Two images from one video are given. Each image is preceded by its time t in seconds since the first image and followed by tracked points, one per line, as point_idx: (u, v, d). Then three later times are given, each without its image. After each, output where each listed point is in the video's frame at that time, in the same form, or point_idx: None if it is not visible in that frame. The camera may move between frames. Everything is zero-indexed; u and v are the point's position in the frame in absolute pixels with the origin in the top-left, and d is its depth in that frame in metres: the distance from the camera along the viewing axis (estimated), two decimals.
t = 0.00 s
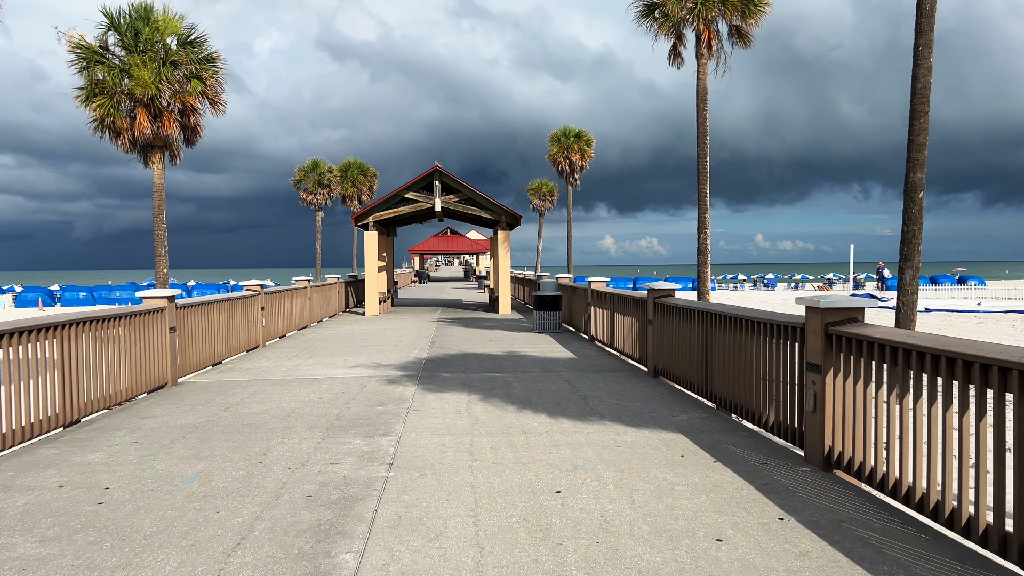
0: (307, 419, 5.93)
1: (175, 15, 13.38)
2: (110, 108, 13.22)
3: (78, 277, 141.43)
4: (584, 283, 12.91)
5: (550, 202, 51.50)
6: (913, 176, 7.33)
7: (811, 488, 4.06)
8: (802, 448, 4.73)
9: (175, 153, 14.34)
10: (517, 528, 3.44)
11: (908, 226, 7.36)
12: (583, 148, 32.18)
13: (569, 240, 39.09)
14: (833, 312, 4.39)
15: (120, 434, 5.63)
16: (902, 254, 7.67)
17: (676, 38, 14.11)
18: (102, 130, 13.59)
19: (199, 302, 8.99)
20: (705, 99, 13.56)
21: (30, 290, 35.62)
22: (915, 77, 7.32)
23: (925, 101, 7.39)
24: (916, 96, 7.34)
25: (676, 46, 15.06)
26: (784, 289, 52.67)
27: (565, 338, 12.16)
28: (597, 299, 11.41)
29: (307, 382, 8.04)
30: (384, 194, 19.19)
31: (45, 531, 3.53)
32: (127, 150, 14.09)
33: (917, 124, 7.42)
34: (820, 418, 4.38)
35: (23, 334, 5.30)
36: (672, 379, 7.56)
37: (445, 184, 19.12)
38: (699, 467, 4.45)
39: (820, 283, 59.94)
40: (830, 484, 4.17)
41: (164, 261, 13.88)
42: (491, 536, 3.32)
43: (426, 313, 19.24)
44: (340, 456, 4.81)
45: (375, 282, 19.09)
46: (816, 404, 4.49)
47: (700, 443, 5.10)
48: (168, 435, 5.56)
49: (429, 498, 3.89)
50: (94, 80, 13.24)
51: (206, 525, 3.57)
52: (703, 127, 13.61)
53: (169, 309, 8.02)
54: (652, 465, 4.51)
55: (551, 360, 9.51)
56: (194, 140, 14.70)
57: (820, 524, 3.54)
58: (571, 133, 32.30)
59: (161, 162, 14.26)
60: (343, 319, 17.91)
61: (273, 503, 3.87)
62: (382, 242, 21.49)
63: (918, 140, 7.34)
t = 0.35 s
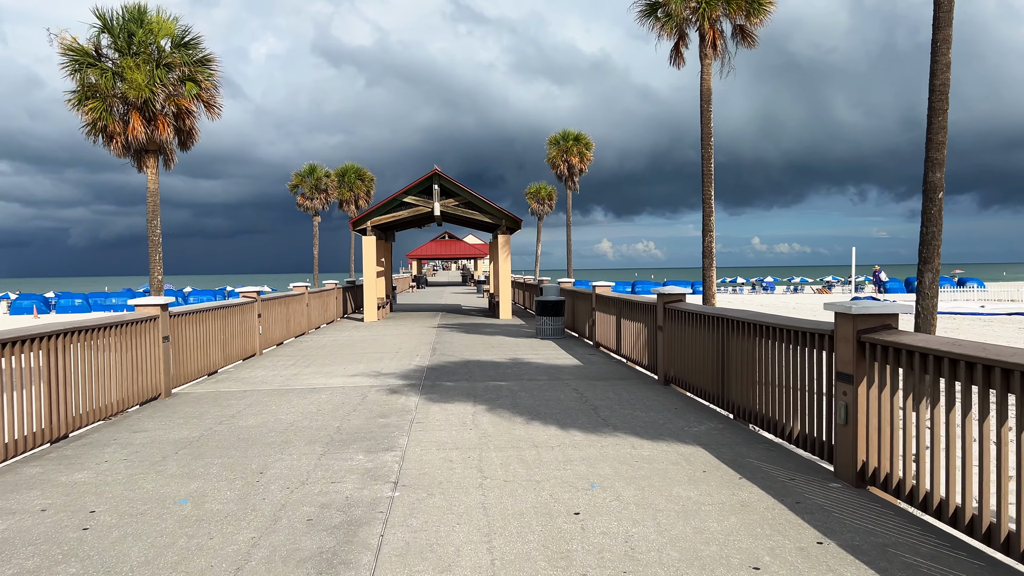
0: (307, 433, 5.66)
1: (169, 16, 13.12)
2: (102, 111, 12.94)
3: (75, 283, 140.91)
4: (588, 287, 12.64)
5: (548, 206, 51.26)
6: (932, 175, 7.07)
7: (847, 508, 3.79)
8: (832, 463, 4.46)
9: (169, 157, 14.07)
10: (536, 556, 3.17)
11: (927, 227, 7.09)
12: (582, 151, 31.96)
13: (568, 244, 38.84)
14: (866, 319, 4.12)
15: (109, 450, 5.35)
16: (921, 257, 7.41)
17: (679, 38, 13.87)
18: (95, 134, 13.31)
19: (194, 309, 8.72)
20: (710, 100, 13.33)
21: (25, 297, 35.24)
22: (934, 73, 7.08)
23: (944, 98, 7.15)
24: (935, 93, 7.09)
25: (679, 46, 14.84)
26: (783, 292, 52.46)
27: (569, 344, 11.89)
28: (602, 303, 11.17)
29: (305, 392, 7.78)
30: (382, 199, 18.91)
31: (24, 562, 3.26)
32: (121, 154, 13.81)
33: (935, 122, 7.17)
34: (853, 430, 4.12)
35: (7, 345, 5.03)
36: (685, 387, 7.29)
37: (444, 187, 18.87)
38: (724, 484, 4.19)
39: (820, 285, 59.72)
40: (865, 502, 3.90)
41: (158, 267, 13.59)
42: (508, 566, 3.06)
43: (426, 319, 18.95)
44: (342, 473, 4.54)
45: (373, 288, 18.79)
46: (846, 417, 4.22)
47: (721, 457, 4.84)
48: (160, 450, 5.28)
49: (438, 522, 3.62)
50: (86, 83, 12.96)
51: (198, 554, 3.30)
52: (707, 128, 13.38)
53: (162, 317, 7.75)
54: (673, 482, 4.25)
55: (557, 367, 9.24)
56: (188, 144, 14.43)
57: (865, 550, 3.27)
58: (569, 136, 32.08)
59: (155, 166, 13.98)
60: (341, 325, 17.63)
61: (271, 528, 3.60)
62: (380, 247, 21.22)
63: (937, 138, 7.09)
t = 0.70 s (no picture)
0: (304, 443, 5.38)
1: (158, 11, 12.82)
2: (89, 109, 12.64)
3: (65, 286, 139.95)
4: (589, 288, 12.40)
5: (543, 207, 51.03)
6: (950, 171, 6.85)
7: (884, 524, 3.54)
8: (862, 475, 4.20)
9: (159, 157, 13.76)
10: None
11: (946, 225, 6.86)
12: (578, 151, 31.72)
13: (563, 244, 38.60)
14: (901, 323, 3.88)
15: (94, 464, 5.06)
16: (937, 257, 7.17)
17: (679, 35, 13.65)
18: (82, 133, 13.00)
19: (185, 313, 8.44)
20: (711, 97, 13.11)
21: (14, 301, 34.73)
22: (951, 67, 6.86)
23: (963, 92, 6.92)
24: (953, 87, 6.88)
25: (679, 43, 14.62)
26: (778, 292, 52.39)
27: (570, 347, 11.64)
28: (605, 305, 10.91)
29: (301, 398, 7.50)
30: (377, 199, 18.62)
31: None
32: (109, 153, 13.49)
33: (952, 116, 6.95)
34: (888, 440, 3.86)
35: None
36: (696, 392, 7.04)
37: (439, 187, 18.60)
38: (749, 499, 3.95)
39: (814, 286, 59.69)
40: (904, 518, 3.63)
41: (148, 270, 13.28)
42: None
43: (421, 321, 18.66)
44: (343, 488, 4.27)
45: (368, 290, 18.49)
46: (877, 426, 3.98)
47: (742, 468, 4.60)
48: (148, 463, 5.00)
49: (449, 543, 3.35)
50: (73, 80, 12.65)
51: None
52: (709, 126, 13.16)
53: (152, 321, 7.46)
54: (696, 496, 4.00)
55: (560, 371, 8.99)
56: (178, 143, 14.12)
57: (911, 571, 3.03)
58: (565, 136, 31.85)
59: (144, 166, 13.67)
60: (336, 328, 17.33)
61: (268, 551, 3.33)
62: (375, 248, 20.94)
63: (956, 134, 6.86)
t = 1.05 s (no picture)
0: (294, 442, 5.11)
1: None
2: (74, 96, 12.29)
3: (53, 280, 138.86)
4: (586, 282, 12.14)
5: (536, 201, 50.76)
6: (965, 160, 6.62)
7: (919, 530, 3.30)
8: (888, 476, 3.96)
9: (145, 146, 13.43)
10: None
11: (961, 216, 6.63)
12: (572, 144, 31.45)
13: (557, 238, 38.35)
14: (932, 315, 3.64)
15: (72, 464, 4.78)
16: (950, 249, 6.94)
17: (678, 23, 13.39)
18: (66, 121, 12.66)
19: (171, 306, 8.15)
20: (711, 87, 12.86)
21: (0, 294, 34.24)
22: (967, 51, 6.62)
23: (978, 78, 6.69)
24: (969, 73, 6.64)
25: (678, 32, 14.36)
26: (770, 287, 52.28)
27: (567, 341, 11.38)
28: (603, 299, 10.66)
29: (291, 394, 7.23)
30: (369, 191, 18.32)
31: None
32: (94, 142, 13.15)
33: (967, 103, 6.72)
34: (919, 439, 3.62)
35: None
36: (701, 388, 6.79)
37: (432, 179, 18.31)
38: (771, 502, 3.70)
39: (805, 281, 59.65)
40: (938, 523, 3.39)
41: (134, 262, 12.95)
42: None
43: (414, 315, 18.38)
44: (336, 491, 4.00)
45: (360, 283, 18.20)
46: (906, 425, 3.73)
47: (759, 468, 4.36)
48: (129, 463, 4.72)
49: (452, 552, 3.09)
50: (56, 66, 12.30)
51: None
52: (708, 117, 12.92)
53: (136, 314, 7.17)
54: (714, 500, 3.75)
55: (559, 366, 8.74)
56: (165, 131, 13.79)
57: None
58: (558, 129, 31.58)
59: (130, 155, 13.33)
60: (327, 322, 17.02)
61: (255, 561, 3.07)
62: (367, 241, 20.64)
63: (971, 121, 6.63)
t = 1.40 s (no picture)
0: (284, 450, 4.84)
1: None
2: (59, 85, 11.94)
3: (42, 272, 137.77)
4: (584, 279, 11.88)
5: (530, 195, 50.46)
6: (983, 156, 6.38)
7: (960, 556, 3.05)
8: (919, 493, 3.72)
9: (133, 137, 13.09)
10: None
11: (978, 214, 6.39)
12: (566, 138, 31.18)
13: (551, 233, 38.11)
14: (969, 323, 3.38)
15: (46, 473, 4.49)
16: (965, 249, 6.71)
17: (679, 15, 13.11)
18: (50, 111, 12.30)
19: (157, 303, 7.84)
20: (712, 80, 12.60)
21: None
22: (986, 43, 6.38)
23: (997, 72, 6.44)
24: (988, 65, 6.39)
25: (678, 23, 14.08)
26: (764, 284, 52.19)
27: (565, 340, 11.12)
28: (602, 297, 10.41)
29: (281, 395, 6.94)
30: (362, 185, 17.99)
31: None
32: (79, 133, 12.80)
33: (985, 97, 6.48)
34: (955, 455, 3.38)
35: None
36: (707, 391, 6.55)
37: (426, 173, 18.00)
38: (795, 523, 3.45)
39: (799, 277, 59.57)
40: (978, 548, 3.15)
41: (120, 256, 12.62)
42: None
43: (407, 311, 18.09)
44: (328, 507, 3.73)
45: (352, 278, 17.89)
46: (940, 440, 3.49)
47: (778, 482, 4.11)
48: (107, 473, 4.43)
49: None
50: (41, 55, 11.94)
51: None
52: (709, 110, 12.66)
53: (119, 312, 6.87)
54: (734, 519, 3.50)
55: (558, 367, 8.47)
56: (153, 122, 13.45)
57: None
58: (553, 123, 31.31)
59: (117, 146, 12.99)
60: (318, 318, 16.71)
61: None
62: (359, 236, 20.32)
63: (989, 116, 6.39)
